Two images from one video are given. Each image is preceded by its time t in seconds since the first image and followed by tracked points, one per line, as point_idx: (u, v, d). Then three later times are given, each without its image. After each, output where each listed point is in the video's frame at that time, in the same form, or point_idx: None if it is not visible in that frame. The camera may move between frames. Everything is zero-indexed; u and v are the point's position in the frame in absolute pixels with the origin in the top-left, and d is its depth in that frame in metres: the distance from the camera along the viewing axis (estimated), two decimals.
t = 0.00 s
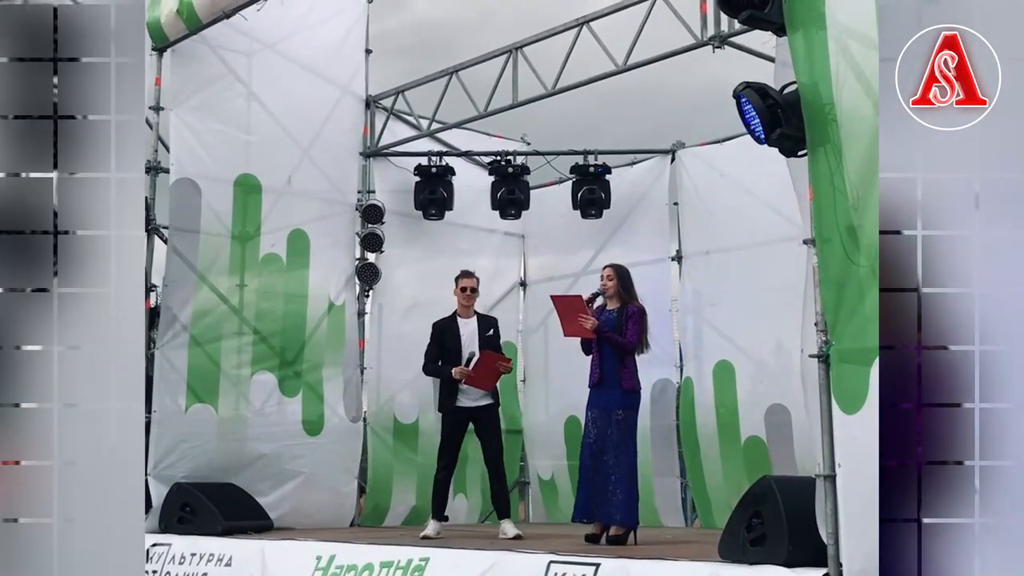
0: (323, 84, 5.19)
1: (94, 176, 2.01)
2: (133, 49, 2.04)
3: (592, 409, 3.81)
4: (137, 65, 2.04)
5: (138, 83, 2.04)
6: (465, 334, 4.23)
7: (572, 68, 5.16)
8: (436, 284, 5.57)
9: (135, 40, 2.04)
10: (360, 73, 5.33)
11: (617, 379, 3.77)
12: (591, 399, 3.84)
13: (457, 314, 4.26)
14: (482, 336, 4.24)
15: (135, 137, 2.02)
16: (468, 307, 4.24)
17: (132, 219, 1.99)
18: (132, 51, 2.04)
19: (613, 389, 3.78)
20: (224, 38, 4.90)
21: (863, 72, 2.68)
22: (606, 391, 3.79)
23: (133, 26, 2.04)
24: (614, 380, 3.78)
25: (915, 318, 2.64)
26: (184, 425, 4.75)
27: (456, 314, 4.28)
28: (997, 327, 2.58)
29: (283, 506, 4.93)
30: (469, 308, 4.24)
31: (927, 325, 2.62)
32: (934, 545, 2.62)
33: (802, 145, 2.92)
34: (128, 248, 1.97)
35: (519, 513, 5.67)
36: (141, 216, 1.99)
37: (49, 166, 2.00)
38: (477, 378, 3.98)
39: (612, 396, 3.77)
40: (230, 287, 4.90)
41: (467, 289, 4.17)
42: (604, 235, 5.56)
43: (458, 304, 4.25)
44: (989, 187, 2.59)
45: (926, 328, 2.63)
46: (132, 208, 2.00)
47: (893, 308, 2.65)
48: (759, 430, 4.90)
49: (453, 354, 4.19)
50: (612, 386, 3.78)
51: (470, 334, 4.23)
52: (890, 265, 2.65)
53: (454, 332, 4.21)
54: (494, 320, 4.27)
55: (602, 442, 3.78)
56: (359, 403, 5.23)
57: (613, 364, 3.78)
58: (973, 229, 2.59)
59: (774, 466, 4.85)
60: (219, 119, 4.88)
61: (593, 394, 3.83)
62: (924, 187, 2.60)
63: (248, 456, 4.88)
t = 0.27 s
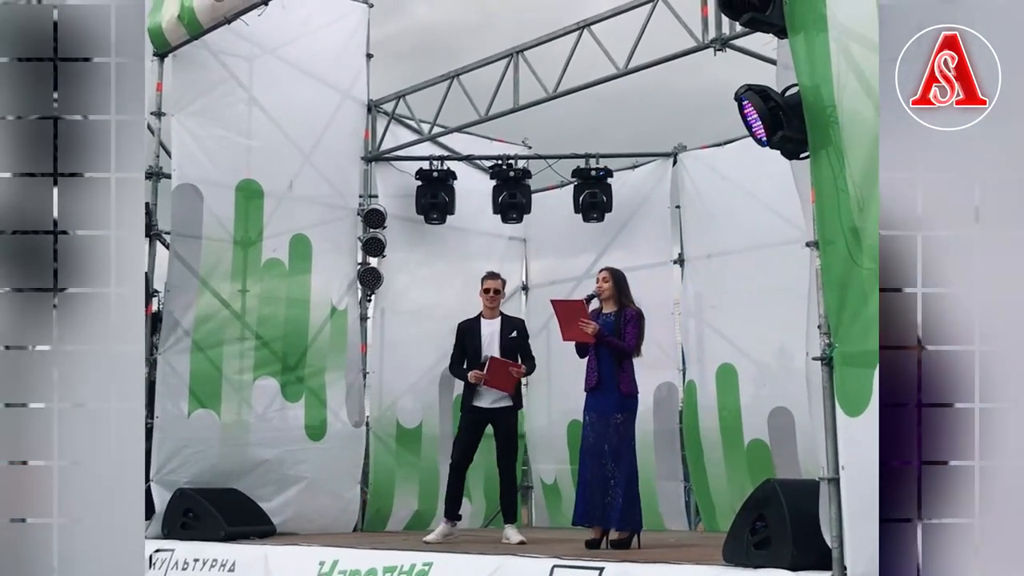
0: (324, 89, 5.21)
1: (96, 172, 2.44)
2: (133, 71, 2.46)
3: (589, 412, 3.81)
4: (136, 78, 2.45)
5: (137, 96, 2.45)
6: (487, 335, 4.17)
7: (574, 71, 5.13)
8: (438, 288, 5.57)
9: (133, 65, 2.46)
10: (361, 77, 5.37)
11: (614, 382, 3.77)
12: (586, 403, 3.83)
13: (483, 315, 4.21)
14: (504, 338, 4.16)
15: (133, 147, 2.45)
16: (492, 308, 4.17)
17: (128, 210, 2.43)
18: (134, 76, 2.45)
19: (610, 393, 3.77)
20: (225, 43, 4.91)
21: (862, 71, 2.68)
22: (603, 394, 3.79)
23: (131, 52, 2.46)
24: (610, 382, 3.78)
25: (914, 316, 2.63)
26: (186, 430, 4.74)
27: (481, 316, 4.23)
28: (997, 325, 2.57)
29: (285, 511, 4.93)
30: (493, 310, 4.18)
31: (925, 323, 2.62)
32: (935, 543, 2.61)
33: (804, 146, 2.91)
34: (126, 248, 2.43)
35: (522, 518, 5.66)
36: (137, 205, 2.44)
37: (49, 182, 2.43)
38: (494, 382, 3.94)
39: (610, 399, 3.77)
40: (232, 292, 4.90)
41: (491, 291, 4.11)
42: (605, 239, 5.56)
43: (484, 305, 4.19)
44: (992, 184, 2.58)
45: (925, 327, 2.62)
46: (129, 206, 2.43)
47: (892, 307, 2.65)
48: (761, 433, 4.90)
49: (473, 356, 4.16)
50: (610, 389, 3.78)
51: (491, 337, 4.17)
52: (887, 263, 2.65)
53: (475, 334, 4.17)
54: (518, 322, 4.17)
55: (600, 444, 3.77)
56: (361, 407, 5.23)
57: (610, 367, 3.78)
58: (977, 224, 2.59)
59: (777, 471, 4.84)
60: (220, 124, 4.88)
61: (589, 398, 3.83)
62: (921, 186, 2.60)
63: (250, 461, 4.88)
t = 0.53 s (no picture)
0: (327, 94, 5.22)
1: (100, 228, 2.72)
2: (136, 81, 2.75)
3: (585, 418, 3.78)
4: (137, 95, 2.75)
5: (139, 105, 2.75)
6: (495, 339, 4.15)
7: (576, 77, 5.15)
8: (441, 292, 5.56)
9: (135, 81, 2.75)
10: (363, 83, 5.36)
11: (612, 387, 3.75)
12: (585, 409, 3.79)
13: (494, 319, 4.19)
14: (512, 341, 4.13)
15: (135, 153, 2.75)
16: (504, 311, 4.16)
17: (132, 257, 2.73)
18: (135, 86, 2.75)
19: (608, 398, 3.75)
20: (228, 48, 4.91)
21: (865, 75, 2.66)
22: (601, 398, 3.76)
23: (133, 72, 2.75)
24: (608, 387, 3.75)
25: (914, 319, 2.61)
26: (190, 436, 4.74)
27: (492, 319, 4.22)
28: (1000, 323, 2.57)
29: (288, 517, 4.92)
30: (504, 313, 4.16)
31: (926, 324, 2.60)
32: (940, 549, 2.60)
33: (807, 151, 2.91)
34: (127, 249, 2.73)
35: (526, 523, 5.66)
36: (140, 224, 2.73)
37: (50, 200, 2.70)
38: (506, 387, 3.96)
39: (608, 404, 3.75)
40: (235, 297, 4.90)
41: (502, 293, 4.12)
42: (609, 243, 5.55)
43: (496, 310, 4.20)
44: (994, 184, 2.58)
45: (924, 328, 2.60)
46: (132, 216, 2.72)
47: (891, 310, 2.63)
48: (766, 438, 4.88)
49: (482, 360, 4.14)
50: (608, 394, 3.75)
51: (498, 341, 4.15)
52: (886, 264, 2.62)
53: (483, 337, 4.15)
54: (527, 325, 4.14)
55: (599, 450, 3.74)
56: (365, 412, 5.24)
57: (607, 371, 3.76)
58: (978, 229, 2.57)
59: (782, 477, 4.83)
60: (224, 130, 4.88)
61: (585, 403, 3.79)
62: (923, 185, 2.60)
63: (254, 467, 4.87)
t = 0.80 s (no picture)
0: (329, 101, 5.22)
1: (101, 228, 2.86)
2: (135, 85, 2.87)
3: (586, 423, 3.78)
4: (137, 97, 2.88)
5: (139, 108, 2.88)
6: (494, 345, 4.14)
7: (577, 83, 5.16)
8: (442, 299, 5.57)
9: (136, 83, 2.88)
10: (364, 90, 5.36)
11: (613, 392, 3.74)
12: (585, 414, 3.79)
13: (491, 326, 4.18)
14: (511, 346, 4.13)
15: (133, 154, 2.89)
16: (501, 317, 4.15)
17: (130, 257, 2.86)
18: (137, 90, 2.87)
19: (609, 404, 3.73)
20: (230, 55, 4.92)
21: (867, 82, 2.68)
22: (601, 405, 3.75)
23: (133, 76, 2.87)
24: (609, 394, 3.75)
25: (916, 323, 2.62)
26: (191, 443, 4.73)
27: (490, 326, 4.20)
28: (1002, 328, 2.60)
29: (290, 524, 4.92)
30: (501, 320, 4.15)
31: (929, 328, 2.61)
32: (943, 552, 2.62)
33: (809, 157, 2.91)
34: (126, 248, 2.87)
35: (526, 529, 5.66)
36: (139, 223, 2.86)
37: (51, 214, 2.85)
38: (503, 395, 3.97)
39: (608, 410, 3.74)
40: (237, 304, 4.91)
41: (498, 299, 4.10)
42: (610, 249, 5.56)
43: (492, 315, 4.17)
44: (995, 186, 2.59)
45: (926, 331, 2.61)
46: (130, 214, 2.86)
47: (892, 315, 2.62)
48: (767, 444, 4.88)
49: (481, 366, 4.13)
50: (609, 399, 3.75)
51: (498, 348, 4.14)
52: (889, 268, 2.61)
53: (481, 344, 4.14)
54: (526, 331, 4.14)
55: (600, 458, 3.73)
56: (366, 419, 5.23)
57: (607, 375, 3.76)
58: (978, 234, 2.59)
59: (784, 484, 4.82)
60: (225, 137, 4.89)
61: (587, 409, 3.79)
62: (925, 190, 2.60)
63: (256, 474, 4.87)
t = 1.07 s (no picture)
0: (329, 106, 5.22)
1: (101, 227, 2.89)
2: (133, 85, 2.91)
3: (586, 428, 3.78)
4: (136, 99, 2.91)
5: (138, 109, 2.91)
6: (484, 346, 4.16)
7: (576, 87, 5.16)
8: (442, 303, 5.57)
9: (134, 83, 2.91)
10: (363, 95, 5.35)
11: (612, 396, 3.74)
12: (585, 419, 3.79)
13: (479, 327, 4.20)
14: (504, 347, 4.16)
15: (133, 155, 2.92)
16: (488, 319, 4.17)
17: (130, 258, 2.89)
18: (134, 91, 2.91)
19: (609, 408, 3.74)
20: (229, 60, 4.92)
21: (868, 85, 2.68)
22: (601, 410, 3.75)
23: (131, 78, 2.91)
24: (608, 398, 3.75)
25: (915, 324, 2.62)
26: (191, 447, 4.74)
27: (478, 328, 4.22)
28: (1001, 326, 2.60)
29: (289, 529, 4.92)
30: (490, 320, 4.18)
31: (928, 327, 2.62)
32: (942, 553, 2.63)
33: (807, 162, 2.91)
34: (126, 248, 2.89)
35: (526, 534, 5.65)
36: (139, 224, 2.89)
37: (51, 214, 2.88)
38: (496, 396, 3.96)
39: (608, 414, 3.74)
40: (236, 308, 4.91)
41: (483, 300, 4.12)
42: (609, 254, 5.55)
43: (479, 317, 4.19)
44: (995, 188, 2.60)
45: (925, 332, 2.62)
46: (129, 213, 2.88)
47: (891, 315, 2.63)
48: (767, 448, 4.88)
49: (473, 367, 4.13)
50: (608, 403, 3.75)
51: (490, 348, 4.15)
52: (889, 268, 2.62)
53: (473, 345, 4.14)
54: (515, 331, 4.18)
55: (600, 460, 3.74)
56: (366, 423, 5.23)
57: (606, 381, 3.76)
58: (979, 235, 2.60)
59: (783, 488, 4.82)
60: (224, 141, 4.89)
61: (587, 413, 3.78)
62: (926, 192, 2.61)
63: (255, 479, 4.87)
